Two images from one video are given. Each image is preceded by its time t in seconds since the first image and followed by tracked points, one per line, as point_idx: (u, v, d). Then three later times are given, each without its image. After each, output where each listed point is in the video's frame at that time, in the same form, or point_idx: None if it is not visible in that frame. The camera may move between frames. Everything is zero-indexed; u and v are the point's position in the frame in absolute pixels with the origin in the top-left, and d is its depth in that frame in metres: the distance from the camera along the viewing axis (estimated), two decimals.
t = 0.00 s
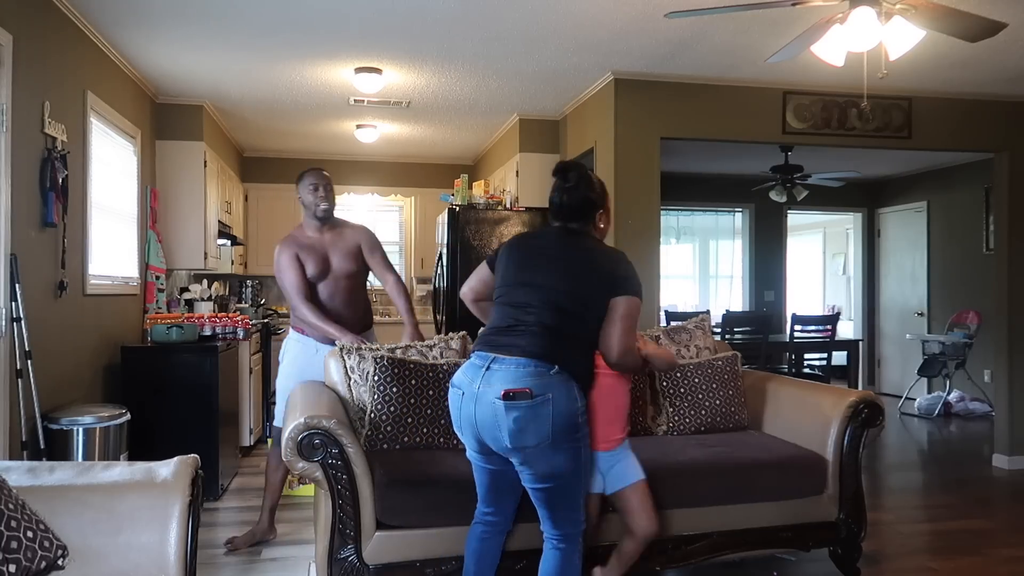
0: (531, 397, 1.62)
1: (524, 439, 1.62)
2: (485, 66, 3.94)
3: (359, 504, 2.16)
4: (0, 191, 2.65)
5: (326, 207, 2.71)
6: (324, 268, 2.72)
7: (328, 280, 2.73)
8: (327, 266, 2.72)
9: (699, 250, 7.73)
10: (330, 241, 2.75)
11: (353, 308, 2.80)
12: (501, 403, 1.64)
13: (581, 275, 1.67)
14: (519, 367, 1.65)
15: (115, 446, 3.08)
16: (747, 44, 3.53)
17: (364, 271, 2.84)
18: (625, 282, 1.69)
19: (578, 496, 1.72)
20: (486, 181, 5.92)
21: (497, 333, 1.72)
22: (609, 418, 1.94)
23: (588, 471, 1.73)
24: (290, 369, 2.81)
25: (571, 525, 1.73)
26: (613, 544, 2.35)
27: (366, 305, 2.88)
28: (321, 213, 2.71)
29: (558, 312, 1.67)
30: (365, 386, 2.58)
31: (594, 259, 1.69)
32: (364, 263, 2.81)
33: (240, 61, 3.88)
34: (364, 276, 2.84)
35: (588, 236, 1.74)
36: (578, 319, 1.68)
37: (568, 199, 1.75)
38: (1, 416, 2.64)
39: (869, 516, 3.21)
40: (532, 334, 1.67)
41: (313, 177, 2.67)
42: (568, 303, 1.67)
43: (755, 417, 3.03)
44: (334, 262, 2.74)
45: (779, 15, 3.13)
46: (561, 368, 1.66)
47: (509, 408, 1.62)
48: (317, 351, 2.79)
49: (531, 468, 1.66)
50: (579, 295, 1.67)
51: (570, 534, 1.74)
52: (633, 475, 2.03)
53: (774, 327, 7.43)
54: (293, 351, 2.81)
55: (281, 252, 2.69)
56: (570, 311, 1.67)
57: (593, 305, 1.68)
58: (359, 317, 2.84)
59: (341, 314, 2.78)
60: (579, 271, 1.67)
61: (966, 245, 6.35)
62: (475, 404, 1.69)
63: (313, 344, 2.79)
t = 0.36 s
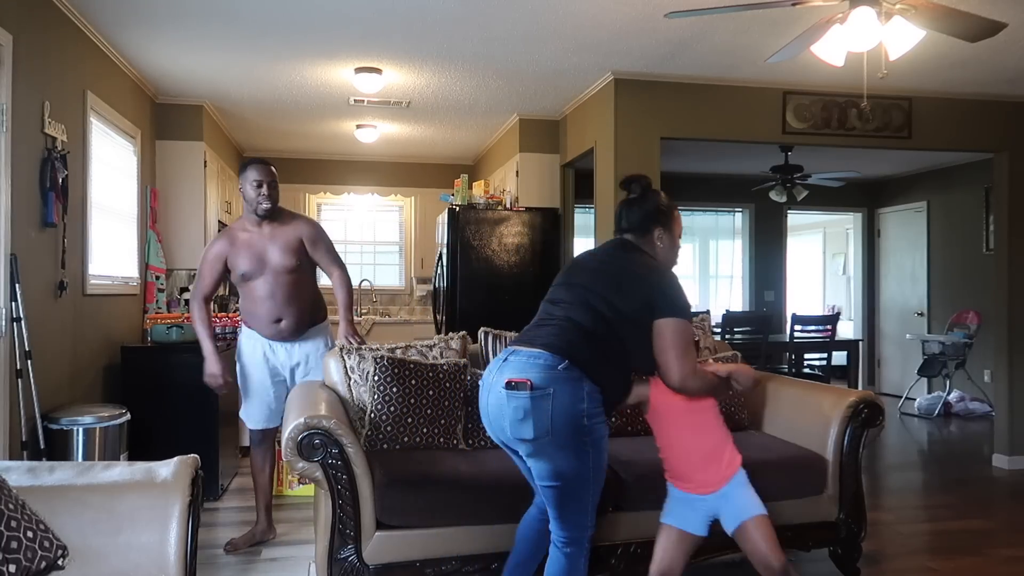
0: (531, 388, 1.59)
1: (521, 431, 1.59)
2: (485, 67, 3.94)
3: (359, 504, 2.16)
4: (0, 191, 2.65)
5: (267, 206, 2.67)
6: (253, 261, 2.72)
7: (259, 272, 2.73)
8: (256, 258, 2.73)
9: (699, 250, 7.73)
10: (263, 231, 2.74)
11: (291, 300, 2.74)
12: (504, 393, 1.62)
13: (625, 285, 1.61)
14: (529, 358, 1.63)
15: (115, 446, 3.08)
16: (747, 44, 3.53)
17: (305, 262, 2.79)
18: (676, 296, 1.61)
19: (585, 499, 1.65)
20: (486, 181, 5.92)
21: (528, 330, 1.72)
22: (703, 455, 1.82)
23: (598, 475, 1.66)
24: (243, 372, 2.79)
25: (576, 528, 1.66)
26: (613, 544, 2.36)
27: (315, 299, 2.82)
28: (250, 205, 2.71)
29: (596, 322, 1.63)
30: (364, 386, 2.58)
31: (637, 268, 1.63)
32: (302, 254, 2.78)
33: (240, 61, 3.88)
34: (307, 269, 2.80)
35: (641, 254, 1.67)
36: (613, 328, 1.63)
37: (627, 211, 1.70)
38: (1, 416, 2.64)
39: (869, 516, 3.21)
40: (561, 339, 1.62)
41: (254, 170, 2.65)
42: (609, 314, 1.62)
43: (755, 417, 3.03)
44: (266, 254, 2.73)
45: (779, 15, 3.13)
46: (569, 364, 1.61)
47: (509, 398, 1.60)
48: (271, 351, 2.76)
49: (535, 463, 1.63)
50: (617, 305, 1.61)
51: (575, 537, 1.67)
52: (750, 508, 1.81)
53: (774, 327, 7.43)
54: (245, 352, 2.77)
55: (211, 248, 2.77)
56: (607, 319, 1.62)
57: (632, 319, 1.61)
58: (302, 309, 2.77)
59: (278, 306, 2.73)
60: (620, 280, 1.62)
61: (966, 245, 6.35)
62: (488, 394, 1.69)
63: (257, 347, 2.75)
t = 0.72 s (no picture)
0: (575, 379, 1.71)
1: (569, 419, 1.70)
2: (485, 66, 3.95)
3: (359, 504, 2.15)
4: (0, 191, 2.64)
5: (245, 205, 2.54)
6: (221, 254, 2.61)
7: (227, 266, 2.60)
8: (225, 251, 2.60)
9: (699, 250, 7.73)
10: (237, 225, 2.60)
11: (250, 298, 2.57)
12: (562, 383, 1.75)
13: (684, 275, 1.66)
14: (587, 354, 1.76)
15: (115, 446, 3.08)
16: (748, 43, 3.53)
17: (276, 261, 2.62)
18: (735, 275, 1.61)
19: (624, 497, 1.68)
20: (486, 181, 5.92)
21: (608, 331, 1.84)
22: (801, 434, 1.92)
23: (643, 471, 1.69)
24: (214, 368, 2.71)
25: (614, 525, 1.70)
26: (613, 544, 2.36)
27: (284, 298, 2.63)
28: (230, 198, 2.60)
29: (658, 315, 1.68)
30: (363, 386, 2.62)
31: (693, 261, 1.67)
32: (273, 252, 2.60)
33: (240, 61, 3.88)
34: (279, 268, 2.63)
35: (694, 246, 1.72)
36: (672, 322, 1.67)
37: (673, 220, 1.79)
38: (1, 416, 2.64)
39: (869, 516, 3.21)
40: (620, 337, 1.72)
41: (239, 167, 2.50)
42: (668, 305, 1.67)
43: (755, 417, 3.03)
44: (236, 248, 2.59)
45: (779, 15, 3.13)
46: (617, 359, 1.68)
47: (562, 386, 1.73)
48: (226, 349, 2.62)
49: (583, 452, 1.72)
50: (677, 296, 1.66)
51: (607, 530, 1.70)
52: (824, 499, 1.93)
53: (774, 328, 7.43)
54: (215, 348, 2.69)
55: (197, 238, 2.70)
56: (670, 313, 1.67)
57: (687, 302, 1.66)
58: (261, 308, 2.57)
59: (236, 302, 2.57)
60: (672, 274, 1.68)
61: (966, 245, 6.35)
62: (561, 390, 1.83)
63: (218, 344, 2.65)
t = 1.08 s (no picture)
0: (694, 370, 1.75)
1: (690, 410, 1.75)
2: (485, 67, 3.94)
3: (359, 504, 2.16)
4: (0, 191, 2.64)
5: (247, 202, 2.43)
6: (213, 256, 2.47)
7: (218, 269, 2.47)
8: (217, 253, 2.47)
9: (699, 250, 7.74)
10: (232, 227, 2.48)
11: (242, 303, 2.44)
12: (670, 377, 1.79)
13: (778, 259, 1.76)
14: (689, 344, 1.79)
15: (115, 446, 3.08)
16: (748, 43, 3.53)
17: (272, 264, 2.50)
18: (825, 257, 1.74)
19: (758, 469, 1.78)
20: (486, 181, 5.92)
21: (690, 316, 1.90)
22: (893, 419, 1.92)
23: (766, 444, 1.79)
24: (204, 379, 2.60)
25: (755, 496, 1.79)
26: (613, 544, 2.36)
27: (278, 305, 2.52)
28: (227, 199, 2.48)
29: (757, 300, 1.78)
30: (363, 386, 2.62)
31: (781, 245, 1.77)
32: (269, 255, 2.48)
33: (240, 61, 3.88)
34: (273, 272, 2.51)
35: (770, 232, 1.84)
36: (767, 305, 1.77)
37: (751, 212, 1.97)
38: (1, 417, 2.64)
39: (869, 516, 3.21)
40: (720, 323, 1.78)
41: (240, 164, 2.39)
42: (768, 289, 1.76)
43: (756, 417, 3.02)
44: (229, 249, 2.46)
45: (779, 15, 3.13)
46: (727, 347, 1.75)
47: (674, 380, 1.77)
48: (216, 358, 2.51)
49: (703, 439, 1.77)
50: (775, 281, 1.76)
51: (753, 504, 1.80)
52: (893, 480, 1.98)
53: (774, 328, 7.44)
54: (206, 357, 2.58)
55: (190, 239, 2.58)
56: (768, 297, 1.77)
57: (782, 286, 1.76)
58: (252, 313, 2.45)
59: (227, 306, 2.44)
60: (762, 258, 1.77)
61: (966, 245, 6.35)
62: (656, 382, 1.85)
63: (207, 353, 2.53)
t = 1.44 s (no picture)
0: (799, 370, 1.88)
1: (792, 402, 1.89)
2: (485, 67, 3.94)
3: (359, 504, 2.16)
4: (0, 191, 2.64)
5: (263, 185, 2.29)
6: (212, 244, 2.29)
7: (215, 257, 2.29)
8: (217, 240, 2.29)
9: (699, 250, 7.74)
10: (236, 214, 2.32)
11: (243, 295, 2.27)
12: (775, 371, 1.93)
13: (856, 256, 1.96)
14: (795, 347, 1.92)
15: (115, 446, 3.08)
16: (748, 43, 3.53)
17: (276, 257, 2.33)
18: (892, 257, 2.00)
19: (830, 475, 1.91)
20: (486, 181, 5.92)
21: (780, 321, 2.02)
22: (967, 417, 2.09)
23: (845, 454, 1.92)
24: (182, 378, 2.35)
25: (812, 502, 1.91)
26: (613, 544, 2.36)
27: (277, 301, 2.33)
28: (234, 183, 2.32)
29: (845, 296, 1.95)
30: (364, 387, 2.63)
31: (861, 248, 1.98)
32: (274, 247, 2.32)
33: (240, 61, 3.88)
34: (274, 265, 2.32)
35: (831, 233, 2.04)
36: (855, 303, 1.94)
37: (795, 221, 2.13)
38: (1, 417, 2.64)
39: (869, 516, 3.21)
40: (821, 323, 1.93)
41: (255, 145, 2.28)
42: (854, 284, 1.95)
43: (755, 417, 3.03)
44: (232, 237, 2.29)
45: (780, 15, 3.13)
46: (831, 350, 1.91)
47: (782, 374, 1.91)
48: (211, 357, 2.29)
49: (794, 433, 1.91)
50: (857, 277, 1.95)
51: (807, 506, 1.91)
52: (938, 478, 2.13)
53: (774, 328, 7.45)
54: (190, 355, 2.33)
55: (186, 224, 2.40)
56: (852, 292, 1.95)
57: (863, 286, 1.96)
58: (247, 308, 2.26)
59: (226, 298, 2.26)
60: (848, 259, 1.95)
61: (966, 245, 6.35)
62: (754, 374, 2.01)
63: (197, 351, 2.31)
